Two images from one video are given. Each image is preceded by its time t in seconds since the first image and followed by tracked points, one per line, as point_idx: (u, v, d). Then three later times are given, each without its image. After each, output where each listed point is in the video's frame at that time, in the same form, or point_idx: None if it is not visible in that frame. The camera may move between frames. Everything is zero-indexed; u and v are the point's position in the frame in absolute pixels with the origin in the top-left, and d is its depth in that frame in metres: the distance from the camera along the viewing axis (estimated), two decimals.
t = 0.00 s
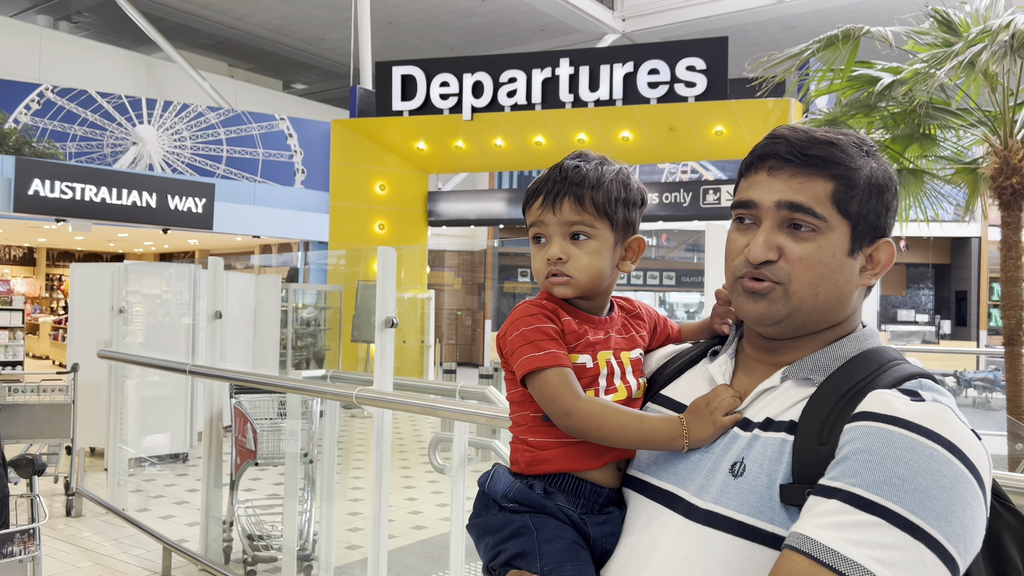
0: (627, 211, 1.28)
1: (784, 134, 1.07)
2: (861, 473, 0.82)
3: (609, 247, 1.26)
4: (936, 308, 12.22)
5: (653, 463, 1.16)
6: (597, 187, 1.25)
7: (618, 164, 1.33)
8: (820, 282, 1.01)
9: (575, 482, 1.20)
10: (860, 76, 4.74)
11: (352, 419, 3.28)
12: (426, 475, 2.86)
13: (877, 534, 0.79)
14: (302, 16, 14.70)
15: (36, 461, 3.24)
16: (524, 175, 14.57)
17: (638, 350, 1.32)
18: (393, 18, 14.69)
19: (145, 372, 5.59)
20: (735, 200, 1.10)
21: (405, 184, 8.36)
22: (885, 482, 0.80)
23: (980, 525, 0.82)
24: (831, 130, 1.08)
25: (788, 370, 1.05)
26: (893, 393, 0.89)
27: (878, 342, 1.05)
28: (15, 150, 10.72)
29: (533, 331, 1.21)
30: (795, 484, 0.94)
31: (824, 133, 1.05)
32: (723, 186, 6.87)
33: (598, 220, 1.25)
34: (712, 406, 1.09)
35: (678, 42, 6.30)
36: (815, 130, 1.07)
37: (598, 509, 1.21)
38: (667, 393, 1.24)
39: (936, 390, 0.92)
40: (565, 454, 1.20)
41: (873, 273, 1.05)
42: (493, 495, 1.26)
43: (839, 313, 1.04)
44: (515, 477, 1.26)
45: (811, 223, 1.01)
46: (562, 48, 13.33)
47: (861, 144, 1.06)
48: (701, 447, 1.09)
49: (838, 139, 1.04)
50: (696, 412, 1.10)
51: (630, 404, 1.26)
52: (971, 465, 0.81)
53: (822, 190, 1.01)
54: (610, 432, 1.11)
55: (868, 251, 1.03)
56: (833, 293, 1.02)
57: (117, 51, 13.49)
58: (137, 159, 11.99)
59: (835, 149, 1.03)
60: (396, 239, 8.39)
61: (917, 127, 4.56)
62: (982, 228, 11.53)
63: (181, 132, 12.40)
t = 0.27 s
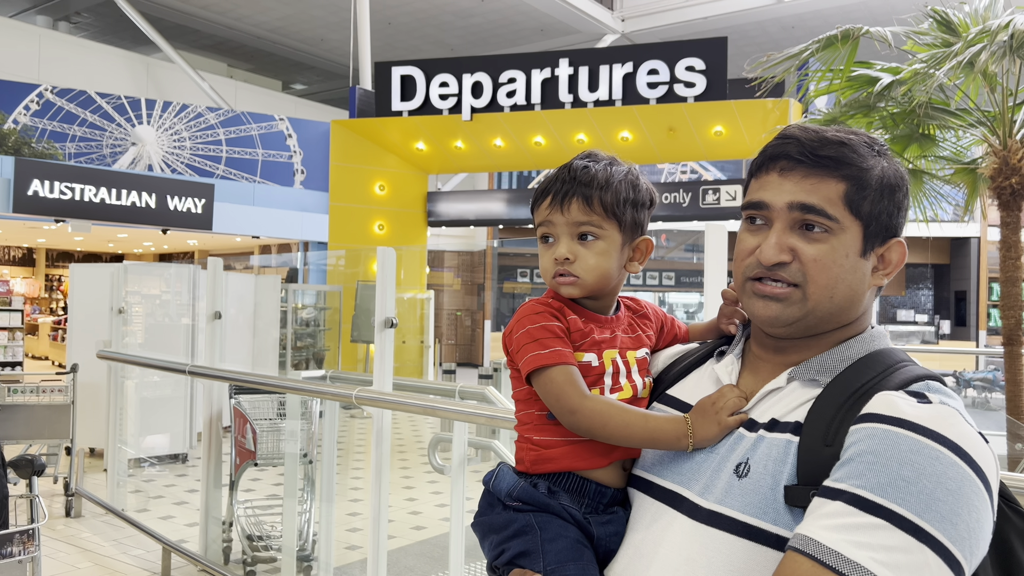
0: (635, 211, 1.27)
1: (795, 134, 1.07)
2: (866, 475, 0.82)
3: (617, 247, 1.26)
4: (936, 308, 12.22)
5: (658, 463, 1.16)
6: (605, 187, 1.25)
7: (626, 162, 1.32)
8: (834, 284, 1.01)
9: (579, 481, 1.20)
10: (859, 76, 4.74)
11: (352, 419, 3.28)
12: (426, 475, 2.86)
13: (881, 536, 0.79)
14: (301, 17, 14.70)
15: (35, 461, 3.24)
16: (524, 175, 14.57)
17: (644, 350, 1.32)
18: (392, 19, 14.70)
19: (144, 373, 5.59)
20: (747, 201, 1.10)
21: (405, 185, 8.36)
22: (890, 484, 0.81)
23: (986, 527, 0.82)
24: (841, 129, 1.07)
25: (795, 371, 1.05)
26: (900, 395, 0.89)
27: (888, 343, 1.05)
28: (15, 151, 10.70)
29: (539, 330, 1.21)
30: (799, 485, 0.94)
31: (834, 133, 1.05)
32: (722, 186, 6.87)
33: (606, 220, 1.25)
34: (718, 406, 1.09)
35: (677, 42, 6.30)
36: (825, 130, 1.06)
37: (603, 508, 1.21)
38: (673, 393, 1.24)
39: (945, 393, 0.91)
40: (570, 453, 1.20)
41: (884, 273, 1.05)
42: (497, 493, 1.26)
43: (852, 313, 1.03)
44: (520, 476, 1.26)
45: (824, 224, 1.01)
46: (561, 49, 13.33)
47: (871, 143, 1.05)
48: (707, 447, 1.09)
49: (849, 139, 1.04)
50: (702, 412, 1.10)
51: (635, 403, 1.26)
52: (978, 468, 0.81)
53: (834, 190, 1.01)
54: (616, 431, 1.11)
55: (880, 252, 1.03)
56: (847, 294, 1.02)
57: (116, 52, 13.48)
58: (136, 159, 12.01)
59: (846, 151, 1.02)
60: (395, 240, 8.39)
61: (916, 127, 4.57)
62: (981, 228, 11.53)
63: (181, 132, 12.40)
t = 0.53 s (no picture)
0: (643, 210, 1.28)
1: (818, 130, 1.07)
2: (868, 482, 0.82)
3: (623, 246, 1.26)
4: (934, 308, 12.24)
5: (661, 465, 1.16)
6: (614, 185, 1.25)
7: (632, 161, 1.33)
8: (856, 279, 1.01)
9: (582, 483, 1.20)
10: (858, 76, 4.74)
11: (351, 419, 3.29)
12: (425, 476, 2.86)
13: (883, 544, 0.79)
14: (300, 17, 14.70)
15: (34, 461, 3.23)
16: (523, 175, 14.57)
17: (648, 350, 1.32)
18: (391, 18, 14.70)
19: (143, 373, 5.59)
20: (767, 193, 1.09)
21: (404, 184, 8.36)
22: (891, 491, 0.80)
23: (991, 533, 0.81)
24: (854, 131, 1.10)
25: (797, 372, 1.05)
26: (904, 399, 0.89)
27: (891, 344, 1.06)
28: (14, 151, 10.67)
29: (542, 329, 1.21)
30: (800, 490, 0.94)
31: (856, 132, 1.07)
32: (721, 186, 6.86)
33: (614, 219, 1.25)
34: (721, 407, 1.09)
35: (676, 42, 6.30)
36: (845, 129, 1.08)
37: (607, 510, 1.20)
38: (676, 394, 1.24)
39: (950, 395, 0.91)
40: (574, 455, 1.20)
41: (888, 276, 1.07)
42: (501, 495, 1.27)
43: (866, 311, 1.04)
44: (523, 478, 1.27)
45: (850, 219, 1.01)
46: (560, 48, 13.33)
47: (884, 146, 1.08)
48: (709, 449, 1.09)
49: (869, 139, 1.06)
50: (705, 414, 1.10)
51: (639, 404, 1.26)
52: (981, 473, 0.81)
53: (860, 186, 1.02)
54: (618, 432, 1.11)
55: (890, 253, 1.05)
56: (866, 290, 1.02)
57: (115, 52, 13.48)
58: (135, 160, 12.02)
59: (871, 148, 1.04)
60: (395, 239, 8.39)
61: (915, 127, 4.57)
62: (980, 227, 11.54)
63: (180, 132, 12.41)
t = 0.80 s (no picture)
0: (642, 214, 1.28)
1: (816, 127, 1.07)
2: (869, 477, 0.82)
3: (622, 250, 1.26)
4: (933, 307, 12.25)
5: (660, 467, 1.16)
6: (613, 189, 1.25)
7: (630, 163, 1.33)
8: (868, 280, 1.01)
9: (579, 487, 1.20)
10: (857, 75, 4.74)
11: (351, 419, 3.29)
12: (424, 475, 2.86)
13: (886, 540, 0.78)
14: (299, 16, 14.69)
15: (32, 462, 3.22)
16: (522, 174, 14.57)
17: (647, 354, 1.32)
18: (390, 18, 14.70)
19: (142, 373, 5.58)
20: (773, 194, 1.08)
21: (403, 184, 8.36)
22: (894, 486, 0.80)
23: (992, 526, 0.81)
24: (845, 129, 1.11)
25: (797, 372, 1.06)
26: (905, 395, 0.89)
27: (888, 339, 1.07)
28: (12, 151, 10.64)
29: (540, 334, 1.20)
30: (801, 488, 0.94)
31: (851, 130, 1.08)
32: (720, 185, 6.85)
33: (613, 223, 1.25)
34: (720, 408, 1.09)
35: (675, 41, 6.29)
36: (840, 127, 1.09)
37: (604, 513, 1.20)
38: (675, 397, 1.24)
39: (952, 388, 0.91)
40: (570, 459, 1.20)
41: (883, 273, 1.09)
42: (497, 499, 1.27)
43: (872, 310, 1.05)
44: (520, 481, 1.27)
45: (858, 220, 1.01)
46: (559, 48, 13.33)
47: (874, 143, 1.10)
48: (708, 451, 1.09)
49: (864, 138, 1.07)
50: (703, 416, 1.10)
51: (637, 408, 1.26)
52: (982, 467, 0.80)
53: (865, 185, 1.02)
54: (616, 437, 1.11)
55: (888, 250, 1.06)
56: (875, 290, 1.02)
57: (113, 51, 13.46)
58: (134, 160, 12.02)
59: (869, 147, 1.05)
60: (393, 239, 8.38)
61: (914, 125, 4.58)
62: (979, 226, 11.56)
63: (179, 132, 12.41)
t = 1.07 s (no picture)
0: (640, 212, 1.27)
1: (804, 127, 1.07)
2: (899, 497, 0.82)
3: (618, 250, 1.26)
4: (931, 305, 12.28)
5: (652, 467, 1.16)
6: (611, 187, 1.24)
7: (630, 160, 1.32)
8: (854, 281, 1.01)
9: (567, 482, 1.20)
10: (856, 73, 4.75)
11: (350, 417, 3.27)
12: (424, 474, 2.86)
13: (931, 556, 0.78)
14: (298, 16, 14.68)
15: (31, 461, 3.22)
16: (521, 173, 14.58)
17: (642, 353, 1.32)
18: (389, 17, 14.70)
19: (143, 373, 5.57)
20: (761, 193, 1.07)
21: (401, 183, 8.35)
22: (925, 499, 0.80)
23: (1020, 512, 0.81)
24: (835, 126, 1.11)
25: (787, 371, 1.05)
26: (908, 395, 0.89)
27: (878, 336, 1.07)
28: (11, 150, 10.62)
29: (533, 333, 1.20)
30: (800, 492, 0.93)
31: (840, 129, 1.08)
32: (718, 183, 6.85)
33: (610, 222, 1.24)
34: (709, 409, 1.09)
35: (674, 39, 6.29)
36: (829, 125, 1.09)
37: (591, 510, 1.20)
38: (668, 399, 1.24)
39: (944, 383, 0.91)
40: (559, 455, 1.20)
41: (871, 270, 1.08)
42: (486, 491, 1.27)
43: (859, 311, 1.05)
44: (510, 475, 1.27)
45: (845, 220, 1.01)
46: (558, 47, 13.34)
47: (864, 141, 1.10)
48: (698, 451, 1.09)
49: (854, 136, 1.07)
50: (693, 416, 1.10)
51: (629, 408, 1.26)
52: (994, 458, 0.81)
53: (853, 184, 1.02)
54: (605, 437, 1.11)
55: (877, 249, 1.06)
56: (861, 291, 1.03)
57: (112, 51, 13.45)
58: (133, 159, 12.01)
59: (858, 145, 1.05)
60: (392, 238, 8.37)
61: (913, 124, 4.58)
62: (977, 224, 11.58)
63: (178, 131, 12.40)
